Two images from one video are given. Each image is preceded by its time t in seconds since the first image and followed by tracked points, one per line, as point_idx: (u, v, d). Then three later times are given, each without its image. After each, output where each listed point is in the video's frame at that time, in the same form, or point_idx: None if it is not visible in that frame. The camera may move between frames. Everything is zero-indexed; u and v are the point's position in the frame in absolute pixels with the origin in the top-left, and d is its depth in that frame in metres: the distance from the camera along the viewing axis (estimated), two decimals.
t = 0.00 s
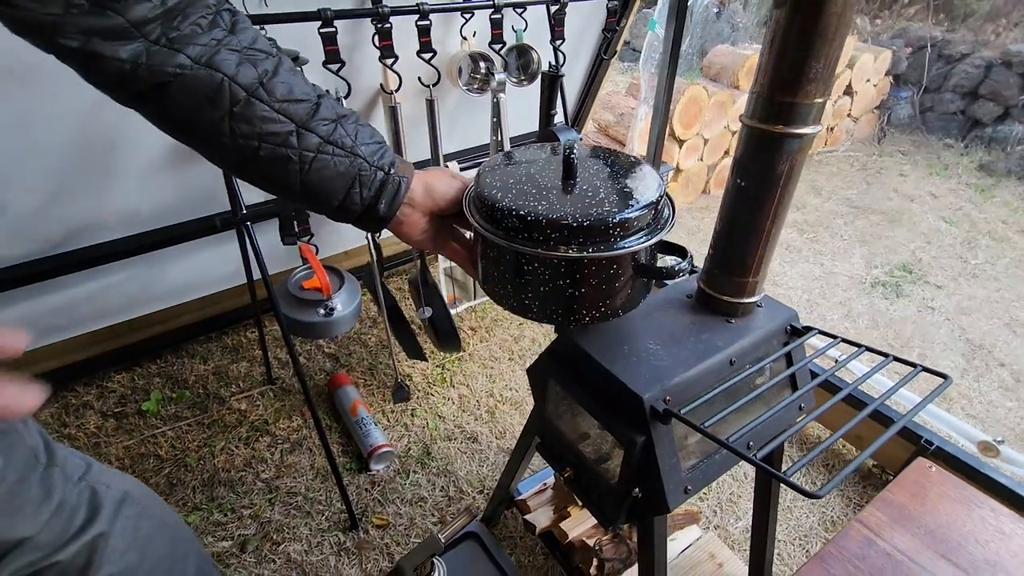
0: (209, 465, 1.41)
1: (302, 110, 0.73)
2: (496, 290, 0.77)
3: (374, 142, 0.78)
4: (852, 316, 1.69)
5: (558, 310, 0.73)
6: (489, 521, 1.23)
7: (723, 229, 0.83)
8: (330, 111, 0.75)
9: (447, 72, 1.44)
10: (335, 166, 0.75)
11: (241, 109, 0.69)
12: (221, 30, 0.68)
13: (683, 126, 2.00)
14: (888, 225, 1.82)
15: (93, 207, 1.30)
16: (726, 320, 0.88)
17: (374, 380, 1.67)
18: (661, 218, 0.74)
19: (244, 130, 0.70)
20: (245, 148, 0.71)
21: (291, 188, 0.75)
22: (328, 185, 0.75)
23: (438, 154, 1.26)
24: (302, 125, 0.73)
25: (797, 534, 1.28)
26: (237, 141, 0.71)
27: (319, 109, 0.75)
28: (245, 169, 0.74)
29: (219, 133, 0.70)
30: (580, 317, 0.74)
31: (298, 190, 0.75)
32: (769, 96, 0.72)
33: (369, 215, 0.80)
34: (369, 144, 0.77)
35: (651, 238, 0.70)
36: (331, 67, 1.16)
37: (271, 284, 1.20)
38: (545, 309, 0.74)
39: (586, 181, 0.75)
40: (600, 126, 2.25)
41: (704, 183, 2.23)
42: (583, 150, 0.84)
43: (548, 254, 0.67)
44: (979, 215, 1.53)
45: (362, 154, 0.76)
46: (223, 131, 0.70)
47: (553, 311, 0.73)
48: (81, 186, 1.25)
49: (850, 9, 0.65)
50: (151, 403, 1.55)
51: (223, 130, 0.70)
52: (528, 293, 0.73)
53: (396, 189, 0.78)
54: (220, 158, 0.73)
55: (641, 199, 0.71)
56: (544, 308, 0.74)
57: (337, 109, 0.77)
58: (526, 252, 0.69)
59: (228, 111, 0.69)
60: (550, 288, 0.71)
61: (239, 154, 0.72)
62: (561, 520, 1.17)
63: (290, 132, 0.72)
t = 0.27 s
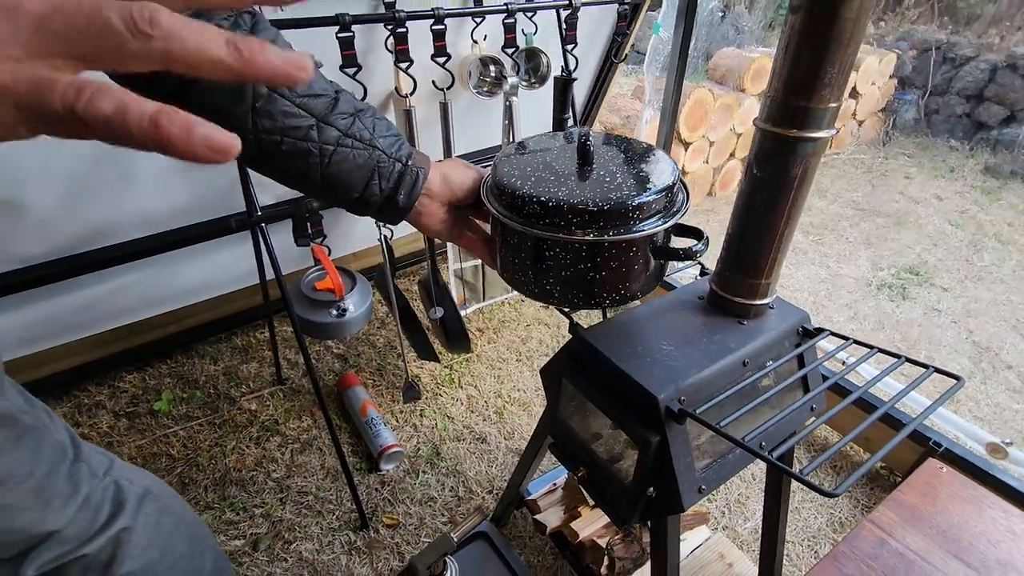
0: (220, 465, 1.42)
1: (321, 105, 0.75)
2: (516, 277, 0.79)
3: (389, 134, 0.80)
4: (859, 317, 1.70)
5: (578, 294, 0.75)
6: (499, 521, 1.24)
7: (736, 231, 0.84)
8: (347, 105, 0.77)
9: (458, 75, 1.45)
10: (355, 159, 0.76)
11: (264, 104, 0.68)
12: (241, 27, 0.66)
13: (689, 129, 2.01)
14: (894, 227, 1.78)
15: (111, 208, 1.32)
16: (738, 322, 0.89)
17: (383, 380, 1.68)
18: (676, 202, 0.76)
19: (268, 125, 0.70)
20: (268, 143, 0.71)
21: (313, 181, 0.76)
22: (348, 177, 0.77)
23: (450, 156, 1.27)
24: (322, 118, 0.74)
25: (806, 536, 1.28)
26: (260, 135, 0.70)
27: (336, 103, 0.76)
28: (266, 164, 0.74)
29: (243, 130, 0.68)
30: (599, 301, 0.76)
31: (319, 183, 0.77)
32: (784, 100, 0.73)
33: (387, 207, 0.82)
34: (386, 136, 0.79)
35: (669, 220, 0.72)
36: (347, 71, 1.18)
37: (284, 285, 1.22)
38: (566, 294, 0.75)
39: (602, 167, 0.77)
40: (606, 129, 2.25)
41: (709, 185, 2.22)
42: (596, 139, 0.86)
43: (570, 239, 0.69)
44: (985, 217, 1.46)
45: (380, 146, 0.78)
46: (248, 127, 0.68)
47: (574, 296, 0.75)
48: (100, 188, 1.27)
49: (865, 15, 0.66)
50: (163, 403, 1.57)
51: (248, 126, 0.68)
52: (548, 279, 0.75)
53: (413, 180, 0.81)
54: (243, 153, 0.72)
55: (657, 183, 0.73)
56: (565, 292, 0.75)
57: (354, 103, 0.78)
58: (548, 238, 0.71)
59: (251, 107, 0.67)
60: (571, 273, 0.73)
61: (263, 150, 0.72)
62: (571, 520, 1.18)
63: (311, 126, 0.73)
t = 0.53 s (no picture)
0: (221, 467, 1.42)
1: (309, 95, 0.76)
2: (522, 265, 0.78)
3: (380, 122, 0.80)
4: (861, 319, 1.71)
5: (585, 277, 0.74)
6: (501, 523, 1.23)
7: (738, 231, 0.84)
8: (335, 95, 0.78)
9: (461, 78, 1.46)
10: (345, 147, 0.77)
11: (248, 95, 0.72)
12: (228, 23, 0.73)
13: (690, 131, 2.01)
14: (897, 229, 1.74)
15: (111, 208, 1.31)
16: (741, 323, 0.88)
17: (384, 382, 1.68)
18: (679, 178, 0.75)
19: (252, 115, 0.73)
20: (254, 133, 0.74)
21: (303, 172, 0.77)
22: (339, 166, 0.77)
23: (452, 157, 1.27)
24: (309, 108, 0.75)
25: (809, 539, 1.28)
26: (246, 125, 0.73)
27: (324, 93, 0.78)
28: (255, 154, 0.75)
29: (228, 120, 0.72)
30: (605, 283, 0.75)
31: (311, 172, 0.77)
32: (785, 101, 0.73)
33: (382, 198, 0.80)
34: (377, 125, 0.79)
35: (674, 194, 0.72)
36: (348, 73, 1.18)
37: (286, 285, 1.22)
38: (573, 278, 0.75)
39: (603, 147, 0.76)
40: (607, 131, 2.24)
41: (711, 188, 2.21)
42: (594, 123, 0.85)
43: (577, 217, 0.69)
44: (987, 219, 1.46)
45: (370, 134, 0.78)
46: (232, 117, 0.72)
47: (581, 279, 0.74)
48: (99, 188, 1.27)
49: (868, 14, 0.66)
50: (164, 405, 1.57)
51: (233, 116, 0.72)
52: (555, 264, 0.74)
53: (407, 168, 0.79)
54: (232, 147, 0.75)
55: (660, 159, 0.72)
56: (572, 277, 0.75)
57: (342, 93, 0.80)
58: (553, 217, 0.70)
59: (236, 97, 0.71)
60: (577, 255, 0.73)
61: (249, 140, 0.74)
62: (573, 522, 1.17)
63: (298, 115, 0.75)
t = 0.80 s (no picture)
0: (218, 477, 1.41)
1: (303, 110, 0.75)
2: (515, 281, 0.77)
3: (375, 137, 0.79)
4: (862, 327, 1.70)
5: (579, 295, 0.73)
6: (500, 535, 1.22)
7: (738, 242, 0.83)
8: (329, 110, 0.77)
9: (459, 86, 1.46)
10: (339, 162, 0.76)
11: (241, 110, 0.71)
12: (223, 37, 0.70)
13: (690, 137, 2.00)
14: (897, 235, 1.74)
15: (108, 218, 1.31)
16: (742, 334, 0.87)
17: (383, 391, 1.67)
18: (673, 198, 0.75)
19: (246, 130, 0.72)
20: (247, 148, 0.73)
21: (296, 187, 0.76)
22: (333, 181, 0.76)
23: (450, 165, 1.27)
24: (303, 123, 0.74)
25: (811, 550, 1.26)
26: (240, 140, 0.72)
27: (319, 109, 0.76)
28: (248, 168, 0.75)
29: (221, 135, 0.71)
30: (600, 302, 0.74)
31: (304, 187, 0.76)
32: (786, 111, 0.73)
33: (375, 213, 0.80)
34: (372, 139, 0.79)
35: (668, 215, 0.72)
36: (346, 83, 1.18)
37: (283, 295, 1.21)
38: (568, 297, 0.74)
39: (598, 166, 0.76)
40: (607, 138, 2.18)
41: (710, 194, 2.20)
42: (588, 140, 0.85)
43: (573, 236, 0.68)
44: (988, 225, 1.45)
45: (365, 150, 0.77)
46: (225, 131, 0.71)
47: (575, 297, 0.74)
48: (97, 199, 1.27)
49: (869, 23, 0.65)
50: (161, 414, 1.56)
51: (225, 131, 0.71)
52: (549, 281, 0.74)
53: (400, 184, 0.78)
54: (224, 160, 0.74)
55: (656, 180, 0.72)
56: (566, 295, 0.74)
57: (337, 107, 0.78)
58: (548, 236, 0.69)
59: (229, 112, 0.70)
60: (571, 274, 0.72)
61: (242, 154, 0.73)
62: (572, 534, 1.16)
63: (291, 130, 0.74)
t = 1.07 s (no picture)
0: (215, 491, 1.40)
1: (295, 137, 0.74)
2: (503, 303, 0.77)
3: (366, 162, 0.79)
4: (861, 337, 1.68)
5: (567, 318, 0.74)
6: (499, 550, 1.22)
7: (735, 259, 0.83)
8: (321, 135, 0.77)
9: (457, 99, 1.46)
10: (330, 188, 0.76)
11: (234, 138, 0.70)
12: (216, 64, 0.66)
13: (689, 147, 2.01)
14: (895, 243, 1.73)
15: (106, 234, 1.31)
16: (739, 352, 0.87)
17: (381, 403, 1.66)
18: (659, 224, 0.75)
19: (238, 156, 0.71)
20: (238, 174, 0.72)
21: (287, 212, 0.76)
22: (325, 206, 0.76)
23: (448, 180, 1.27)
24: (296, 150, 0.74)
25: (811, 564, 1.25)
26: (232, 167, 0.71)
27: (311, 134, 0.76)
28: (239, 193, 0.74)
29: (212, 162, 0.69)
30: (585, 325, 0.74)
31: (295, 212, 0.76)
32: (782, 130, 0.73)
33: (365, 236, 0.81)
34: (362, 164, 0.79)
35: (653, 243, 0.72)
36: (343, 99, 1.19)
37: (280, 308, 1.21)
38: (555, 320, 0.74)
39: (585, 191, 0.76)
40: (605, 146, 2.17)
41: (709, 204, 2.21)
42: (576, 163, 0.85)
43: (559, 264, 0.68)
44: (987, 233, 1.45)
45: (355, 175, 0.78)
46: (218, 159, 0.70)
47: (562, 320, 0.74)
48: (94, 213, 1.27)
49: (864, 43, 0.65)
50: (158, 427, 1.55)
51: (218, 159, 0.70)
52: (536, 306, 0.73)
53: (392, 209, 0.80)
54: (213, 186, 0.72)
55: (642, 207, 0.72)
56: (553, 318, 0.74)
57: (329, 132, 0.78)
58: (536, 263, 0.69)
59: (221, 139, 0.69)
60: (559, 298, 0.72)
61: (233, 180, 0.72)
62: (571, 550, 1.15)
63: (284, 157, 0.73)
